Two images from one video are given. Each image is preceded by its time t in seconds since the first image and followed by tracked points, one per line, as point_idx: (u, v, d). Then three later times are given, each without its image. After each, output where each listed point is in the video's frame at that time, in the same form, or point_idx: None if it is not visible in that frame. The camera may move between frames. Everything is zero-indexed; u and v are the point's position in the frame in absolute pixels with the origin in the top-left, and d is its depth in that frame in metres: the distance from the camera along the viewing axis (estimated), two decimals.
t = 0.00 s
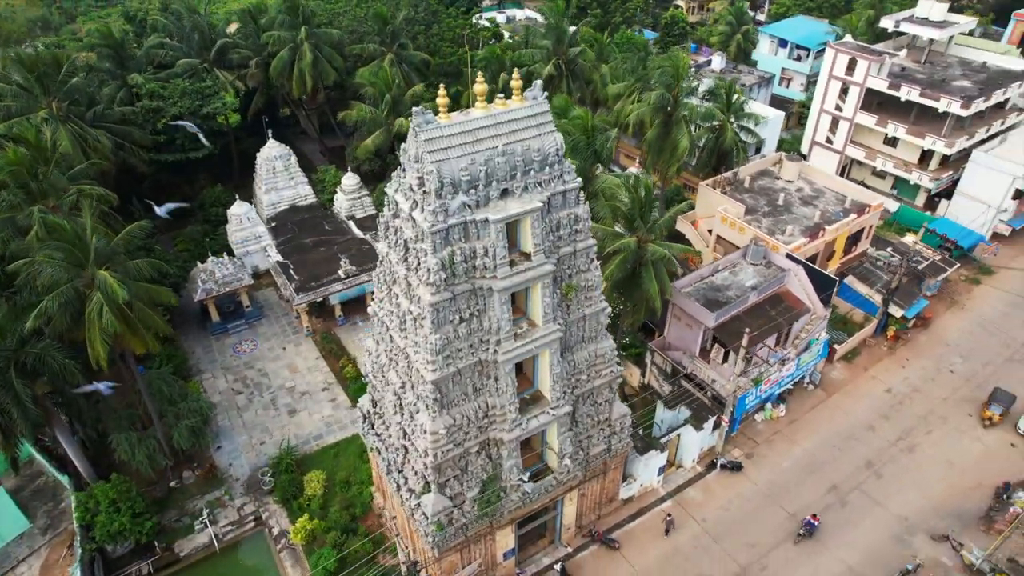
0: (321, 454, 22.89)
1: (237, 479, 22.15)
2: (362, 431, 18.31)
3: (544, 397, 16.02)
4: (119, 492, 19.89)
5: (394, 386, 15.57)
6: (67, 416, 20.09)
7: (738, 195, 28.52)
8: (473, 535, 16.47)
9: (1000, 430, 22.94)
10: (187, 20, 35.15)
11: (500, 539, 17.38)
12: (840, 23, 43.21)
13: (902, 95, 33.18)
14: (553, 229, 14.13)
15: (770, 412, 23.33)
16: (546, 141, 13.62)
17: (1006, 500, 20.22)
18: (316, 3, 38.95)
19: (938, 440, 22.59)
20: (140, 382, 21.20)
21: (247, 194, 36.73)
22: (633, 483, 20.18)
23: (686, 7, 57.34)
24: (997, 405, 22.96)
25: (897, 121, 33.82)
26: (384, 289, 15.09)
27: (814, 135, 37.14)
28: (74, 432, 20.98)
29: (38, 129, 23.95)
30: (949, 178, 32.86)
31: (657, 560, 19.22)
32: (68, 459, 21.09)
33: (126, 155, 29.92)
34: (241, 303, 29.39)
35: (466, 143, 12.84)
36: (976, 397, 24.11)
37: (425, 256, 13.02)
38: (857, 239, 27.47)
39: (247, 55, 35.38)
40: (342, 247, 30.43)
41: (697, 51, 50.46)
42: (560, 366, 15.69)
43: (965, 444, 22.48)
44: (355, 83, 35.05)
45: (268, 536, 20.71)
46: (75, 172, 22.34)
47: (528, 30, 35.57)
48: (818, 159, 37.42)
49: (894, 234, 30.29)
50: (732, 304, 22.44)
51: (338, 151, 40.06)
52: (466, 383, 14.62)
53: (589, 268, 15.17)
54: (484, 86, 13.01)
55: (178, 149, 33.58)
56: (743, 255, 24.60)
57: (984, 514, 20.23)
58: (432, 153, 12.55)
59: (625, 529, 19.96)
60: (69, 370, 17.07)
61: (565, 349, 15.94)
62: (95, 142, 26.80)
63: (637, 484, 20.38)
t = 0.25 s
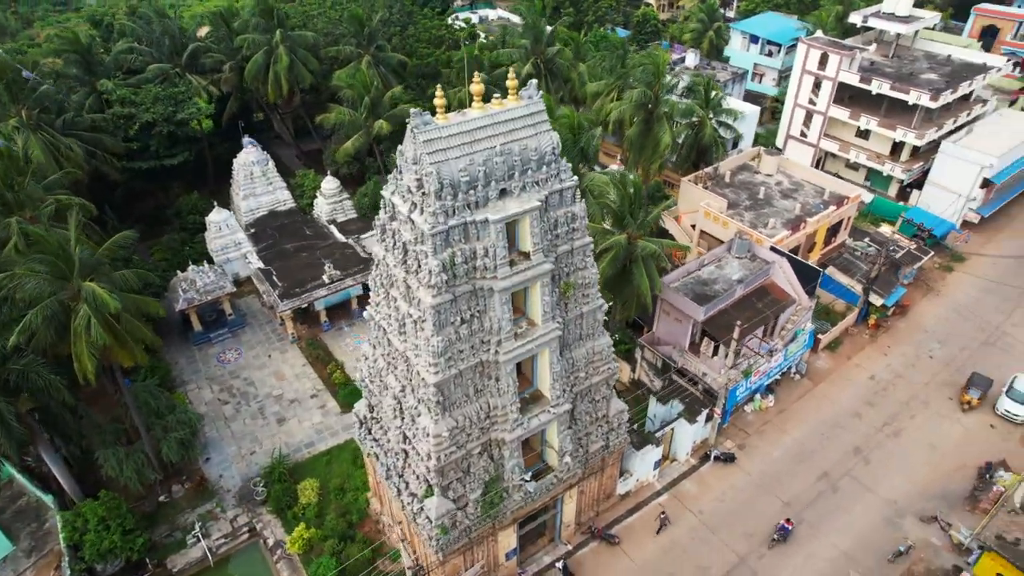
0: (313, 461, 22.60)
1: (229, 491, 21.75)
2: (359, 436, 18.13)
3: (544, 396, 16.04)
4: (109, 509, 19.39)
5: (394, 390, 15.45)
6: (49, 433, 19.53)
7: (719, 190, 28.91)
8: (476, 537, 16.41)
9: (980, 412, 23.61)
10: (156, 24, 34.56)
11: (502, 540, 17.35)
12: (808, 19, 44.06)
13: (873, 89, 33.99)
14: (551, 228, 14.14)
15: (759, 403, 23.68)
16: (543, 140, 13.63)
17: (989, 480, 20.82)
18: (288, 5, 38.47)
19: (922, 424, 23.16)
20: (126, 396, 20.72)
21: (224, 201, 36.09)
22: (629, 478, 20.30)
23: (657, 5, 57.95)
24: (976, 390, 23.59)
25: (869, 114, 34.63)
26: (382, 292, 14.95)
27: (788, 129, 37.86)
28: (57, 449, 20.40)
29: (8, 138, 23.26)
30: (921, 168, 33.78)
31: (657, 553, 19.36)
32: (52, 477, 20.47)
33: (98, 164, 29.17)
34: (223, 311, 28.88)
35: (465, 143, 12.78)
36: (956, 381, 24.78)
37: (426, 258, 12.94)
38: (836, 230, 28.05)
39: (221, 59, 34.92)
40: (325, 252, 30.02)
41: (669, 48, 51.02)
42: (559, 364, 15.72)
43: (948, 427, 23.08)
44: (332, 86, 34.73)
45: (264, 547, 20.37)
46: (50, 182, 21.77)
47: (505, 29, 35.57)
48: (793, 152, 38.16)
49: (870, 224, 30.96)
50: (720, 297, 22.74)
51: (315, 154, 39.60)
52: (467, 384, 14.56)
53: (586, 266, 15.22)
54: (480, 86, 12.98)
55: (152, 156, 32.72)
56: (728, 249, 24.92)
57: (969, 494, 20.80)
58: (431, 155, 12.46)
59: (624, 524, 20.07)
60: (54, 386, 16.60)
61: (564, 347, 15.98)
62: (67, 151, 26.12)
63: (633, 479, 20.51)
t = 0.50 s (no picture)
0: (305, 471, 22.26)
1: (220, 505, 21.30)
2: (356, 443, 17.92)
3: (544, 395, 16.05)
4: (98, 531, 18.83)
5: (393, 395, 15.31)
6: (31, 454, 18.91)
7: (698, 184, 29.35)
8: (480, 539, 16.35)
9: (957, 393, 24.36)
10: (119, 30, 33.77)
11: (505, 541, 17.31)
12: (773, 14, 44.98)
13: (840, 82, 34.93)
14: (549, 227, 14.16)
15: (747, 393, 24.08)
16: (538, 139, 13.64)
17: (970, 458, 21.50)
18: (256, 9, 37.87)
19: (903, 407, 23.81)
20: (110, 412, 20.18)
21: (196, 210, 35.32)
22: (625, 473, 20.44)
23: (624, 4, 58.51)
24: (951, 373, 24.26)
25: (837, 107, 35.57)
26: (379, 297, 14.80)
27: (759, 123, 38.66)
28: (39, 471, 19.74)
29: None
30: (888, 158, 34.63)
31: (656, 545, 19.54)
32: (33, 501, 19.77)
33: (66, 175, 28.32)
34: (202, 323, 28.23)
35: (462, 144, 12.72)
36: (932, 364, 25.54)
37: (427, 261, 12.85)
38: (813, 221, 28.64)
39: (188, 65, 34.42)
40: (305, 258, 29.52)
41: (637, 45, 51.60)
42: (558, 362, 15.75)
43: (928, 408, 23.76)
44: (305, 90, 34.30)
45: (259, 561, 19.97)
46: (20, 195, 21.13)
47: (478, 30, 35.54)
48: (764, 146, 38.99)
49: (843, 214, 31.73)
50: (706, 291, 23.06)
51: (289, 160, 39.01)
52: (470, 386, 14.51)
53: (583, 264, 15.27)
54: (475, 86, 12.94)
55: (120, 165, 31.91)
56: (710, 242, 25.26)
57: (952, 473, 21.45)
58: (430, 156, 12.37)
59: (622, 519, 20.22)
60: (38, 406, 16.11)
61: (562, 346, 16.02)
62: (34, 162, 25.36)
63: (629, 474, 20.66)
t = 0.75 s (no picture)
0: (299, 480, 21.96)
1: (212, 518, 20.90)
2: (354, 450, 17.74)
3: (544, 394, 16.08)
4: (88, 551, 18.34)
5: (394, 400, 15.20)
6: (15, 474, 18.34)
7: (679, 179, 29.72)
8: (484, 540, 16.31)
9: (937, 377, 25.03)
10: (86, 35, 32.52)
11: (508, 541, 17.30)
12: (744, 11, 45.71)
13: (813, 77, 35.70)
14: (547, 226, 14.18)
15: (736, 384, 24.41)
16: (535, 138, 13.65)
17: (954, 440, 22.08)
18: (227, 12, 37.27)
19: (887, 393, 24.37)
20: (97, 428, 19.70)
21: (172, 218, 34.61)
22: (622, 468, 20.55)
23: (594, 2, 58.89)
24: (930, 361, 24.80)
25: (810, 101, 36.34)
26: (377, 301, 14.68)
27: (734, 118, 39.29)
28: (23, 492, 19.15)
29: None
30: (861, 150, 35.41)
31: (656, 539, 19.70)
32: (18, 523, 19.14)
33: (36, 186, 27.50)
34: (184, 333, 27.67)
35: (461, 145, 12.68)
36: (912, 350, 26.21)
37: (428, 263, 12.78)
38: (792, 213, 29.11)
39: (160, 70, 33.84)
40: (287, 264, 29.08)
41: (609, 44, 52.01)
42: (558, 361, 15.79)
43: (910, 393, 24.36)
44: (281, 94, 33.86)
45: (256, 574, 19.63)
46: None
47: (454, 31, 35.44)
48: (740, 140, 39.65)
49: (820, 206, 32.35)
50: (694, 285, 23.29)
51: (265, 165, 38.48)
52: (472, 388, 14.47)
53: (580, 262, 15.33)
54: (472, 86, 12.90)
55: (93, 174, 31.13)
56: (695, 237, 25.55)
57: (937, 455, 22.01)
58: (430, 157, 12.30)
59: (621, 514, 20.34)
60: (25, 425, 15.69)
61: (560, 344, 16.07)
62: (4, 174, 24.62)
63: (625, 469, 20.78)
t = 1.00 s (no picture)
0: (292, 490, 21.62)
1: (204, 534, 20.46)
2: (352, 456, 17.54)
3: (544, 392, 16.12)
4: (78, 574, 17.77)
5: (395, 404, 15.07)
6: None
7: (658, 175, 30.11)
8: (489, 541, 16.28)
9: (914, 360, 25.78)
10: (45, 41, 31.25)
11: (511, 541, 17.29)
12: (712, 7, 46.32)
13: (782, 70, 36.53)
14: (544, 224, 14.21)
15: (723, 375, 24.78)
16: (530, 137, 13.66)
17: (934, 419, 22.77)
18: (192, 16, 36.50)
19: (868, 377, 25.03)
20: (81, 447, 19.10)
21: (143, 228, 33.74)
22: (618, 463, 20.70)
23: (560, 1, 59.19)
24: (905, 348, 25.32)
25: (779, 94, 37.16)
26: (376, 305, 14.54)
27: (706, 113, 39.92)
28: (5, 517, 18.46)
29: None
30: (830, 141, 36.28)
31: (654, 531, 19.89)
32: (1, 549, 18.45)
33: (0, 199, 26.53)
34: (163, 346, 27.02)
35: (460, 145, 12.62)
36: (889, 334, 26.97)
37: (431, 265, 12.70)
38: (769, 205, 29.66)
39: (124, 77, 32.96)
40: (267, 272, 28.56)
41: (578, 41, 52.37)
42: (557, 358, 15.84)
43: (890, 376, 25.06)
44: (253, 99, 33.30)
45: None
46: None
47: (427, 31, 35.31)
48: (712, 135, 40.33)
49: (794, 197, 33.06)
50: (679, 278, 23.52)
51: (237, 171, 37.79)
52: (475, 389, 14.42)
53: (576, 259, 15.39)
54: (468, 86, 12.84)
55: (59, 186, 30.16)
56: (678, 231, 25.85)
57: (919, 435, 22.67)
58: (429, 159, 12.22)
59: (618, 508, 20.50)
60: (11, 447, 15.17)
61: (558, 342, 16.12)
62: None
63: (621, 463, 20.93)
